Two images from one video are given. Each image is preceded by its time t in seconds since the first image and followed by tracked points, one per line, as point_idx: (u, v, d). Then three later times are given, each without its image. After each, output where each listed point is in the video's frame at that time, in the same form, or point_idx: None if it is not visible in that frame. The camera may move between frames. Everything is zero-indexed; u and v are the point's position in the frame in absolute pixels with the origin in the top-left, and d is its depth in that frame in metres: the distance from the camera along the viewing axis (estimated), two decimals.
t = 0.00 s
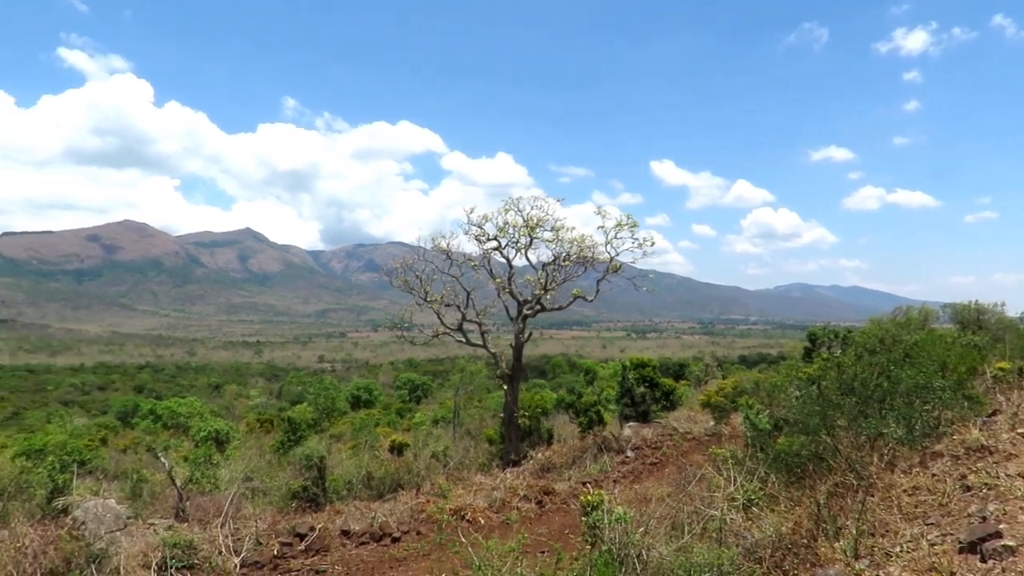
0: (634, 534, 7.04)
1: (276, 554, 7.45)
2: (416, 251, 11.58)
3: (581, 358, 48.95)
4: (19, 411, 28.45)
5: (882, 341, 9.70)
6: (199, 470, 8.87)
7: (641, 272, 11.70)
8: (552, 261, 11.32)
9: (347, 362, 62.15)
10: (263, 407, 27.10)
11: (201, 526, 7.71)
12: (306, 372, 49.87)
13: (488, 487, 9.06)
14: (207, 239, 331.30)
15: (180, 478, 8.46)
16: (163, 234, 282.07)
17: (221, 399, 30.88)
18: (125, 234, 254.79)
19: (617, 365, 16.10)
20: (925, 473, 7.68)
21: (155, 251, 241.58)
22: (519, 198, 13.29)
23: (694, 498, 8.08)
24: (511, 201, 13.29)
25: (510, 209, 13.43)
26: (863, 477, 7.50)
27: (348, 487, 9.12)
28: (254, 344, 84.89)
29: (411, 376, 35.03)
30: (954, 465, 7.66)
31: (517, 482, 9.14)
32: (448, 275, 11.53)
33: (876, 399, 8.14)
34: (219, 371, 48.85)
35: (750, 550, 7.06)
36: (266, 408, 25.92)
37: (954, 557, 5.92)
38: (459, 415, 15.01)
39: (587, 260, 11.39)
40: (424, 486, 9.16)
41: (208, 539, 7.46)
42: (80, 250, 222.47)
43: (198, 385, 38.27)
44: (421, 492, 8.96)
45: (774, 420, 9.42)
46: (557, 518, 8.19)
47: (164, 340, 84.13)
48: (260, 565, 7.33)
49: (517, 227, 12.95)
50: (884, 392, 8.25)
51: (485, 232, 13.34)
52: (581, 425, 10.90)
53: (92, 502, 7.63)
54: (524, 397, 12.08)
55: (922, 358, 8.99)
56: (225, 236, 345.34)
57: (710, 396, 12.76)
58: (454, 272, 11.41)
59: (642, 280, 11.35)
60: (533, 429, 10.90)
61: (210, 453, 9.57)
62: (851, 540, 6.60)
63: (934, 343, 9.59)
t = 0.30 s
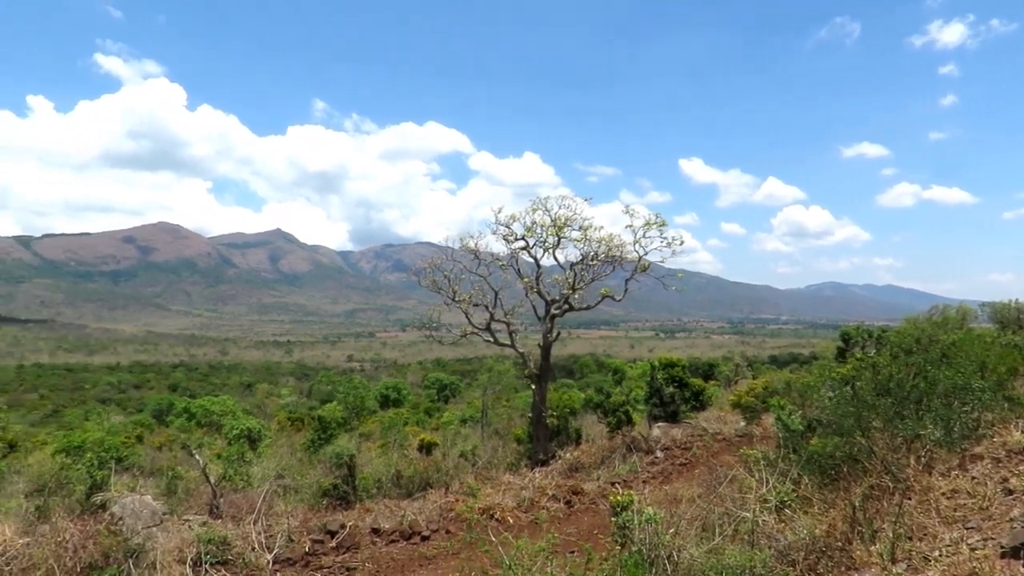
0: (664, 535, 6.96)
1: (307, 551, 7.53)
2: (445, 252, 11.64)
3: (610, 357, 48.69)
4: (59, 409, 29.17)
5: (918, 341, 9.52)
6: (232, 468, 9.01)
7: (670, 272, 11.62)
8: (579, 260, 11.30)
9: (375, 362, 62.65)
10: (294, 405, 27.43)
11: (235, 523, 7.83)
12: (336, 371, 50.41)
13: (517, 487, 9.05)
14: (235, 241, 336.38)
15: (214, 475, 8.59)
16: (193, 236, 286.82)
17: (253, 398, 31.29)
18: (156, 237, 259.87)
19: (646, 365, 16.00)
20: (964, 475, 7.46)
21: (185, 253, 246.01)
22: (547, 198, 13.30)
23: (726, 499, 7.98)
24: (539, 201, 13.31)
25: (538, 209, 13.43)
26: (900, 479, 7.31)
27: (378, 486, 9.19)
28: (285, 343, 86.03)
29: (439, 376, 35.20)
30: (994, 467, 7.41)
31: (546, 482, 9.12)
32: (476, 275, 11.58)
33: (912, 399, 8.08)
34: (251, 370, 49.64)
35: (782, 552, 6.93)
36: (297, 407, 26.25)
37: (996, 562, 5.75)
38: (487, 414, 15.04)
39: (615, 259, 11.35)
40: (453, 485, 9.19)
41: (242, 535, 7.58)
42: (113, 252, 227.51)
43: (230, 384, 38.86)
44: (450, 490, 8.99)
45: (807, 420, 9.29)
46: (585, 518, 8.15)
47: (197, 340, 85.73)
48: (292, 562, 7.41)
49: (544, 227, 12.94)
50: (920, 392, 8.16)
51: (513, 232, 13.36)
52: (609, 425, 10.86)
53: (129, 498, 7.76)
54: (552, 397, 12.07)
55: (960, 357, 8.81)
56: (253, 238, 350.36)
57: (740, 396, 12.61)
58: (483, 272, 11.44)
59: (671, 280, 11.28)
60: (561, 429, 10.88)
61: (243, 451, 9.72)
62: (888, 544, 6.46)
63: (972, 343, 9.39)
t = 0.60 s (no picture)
0: (693, 535, 6.86)
1: (336, 548, 7.61)
2: (470, 251, 11.66)
3: (637, 357, 48.41)
4: (95, 406, 29.88)
5: (953, 342, 9.32)
6: (262, 466, 9.11)
7: (697, 271, 11.50)
8: (605, 259, 11.25)
9: (401, 361, 63.01)
10: (322, 404, 27.72)
11: (264, 520, 7.92)
12: (363, 370, 50.83)
13: (543, 487, 9.03)
14: (261, 242, 340.72)
15: (243, 473, 8.69)
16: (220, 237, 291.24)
17: (282, 396, 31.71)
18: (185, 238, 264.37)
19: (673, 365, 15.88)
20: (1002, 480, 7.20)
21: (213, 254, 249.91)
22: (572, 198, 13.26)
23: (755, 501, 7.87)
24: (565, 201, 13.27)
25: (564, 209, 13.41)
26: (934, 482, 7.04)
27: (404, 484, 9.24)
28: (312, 343, 87.05)
29: (465, 375, 35.30)
30: None
31: (572, 482, 9.08)
32: (502, 274, 11.57)
33: (947, 401, 7.91)
34: (279, 369, 50.26)
35: (813, 556, 6.84)
36: (324, 406, 26.54)
37: None
38: (513, 414, 15.04)
39: (642, 259, 11.27)
40: (479, 484, 9.19)
41: (271, 532, 7.68)
42: (144, 253, 232.05)
43: (259, 383, 39.37)
44: (476, 490, 9.00)
45: (839, 422, 9.16)
46: (612, 519, 8.11)
47: (226, 339, 87.06)
48: (320, 559, 7.48)
49: (570, 226, 12.89)
50: (955, 394, 7.99)
51: (538, 232, 13.33)
52: (635, 425, 10.79)
53: (162, 495, 7.88)
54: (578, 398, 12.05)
55: (997, 358, 8.58)
56: (278, 238, 354.71)
57: (769, 397, 12.46)
58: (508, 272, 11.44)
59: (697, 279, 11.18)
60: (587, 429, 10.83)
61: (273, 449, 9.82)
62: (922, 548, 6.29)
63: (1010, 344, 9.14)
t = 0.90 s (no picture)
0: (719, 537, 6.78)
1: (361, 545, 7.68)
2: (495, 251, 11.66)
3: (663, 357, 48.11)
4: (127, 403, 30.54)
5: (989, 343, 9.10)
6: (289, 463, 9.20)
7: (724, 271, 11.39)
8: (630, 259, 11.20)
9: (426, 360, 63.29)
10: (348, 402, 27.97)
11: (292, 516, 8.00)
12: (389, 369, 51.23)
13: (568, 486, 9.01)
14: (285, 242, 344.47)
15: (271, 469, 8.79)
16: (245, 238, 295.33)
17: (308, 394, 32.11)
18: (211, 238, 268.50)
19: (699, 365, 15.74)
20: None
21: (238, 254, 253.49)
22: (597, 197, 13.19)
23: (783, 503, 7.77)
24: (589, 200, 13.20)
25: (589, 208, 13.33)
26: (969, 487, 6.81)
27: (429, 483, 9.28)
28: (338, 341, 87.93)
29: (489, 374, 35.37)
30: None
31: (597, 482, 9.05)
32: (527, 274, 11.56)
33: (982, 404, 7.60)
34: (306, 367, 50.80)
35: (843, 559, 6.74)
36: (350, 404, 26.78)
37: None
38: (537, 413, 15.02)
39: (667, 258, 11.19)
40: (504, 483, 9.19)
41: (298, 529, 7.76)
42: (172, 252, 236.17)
43: (286, 381, 39.84)
44: (501, 489, 9.00)
45: (870, 424, 9.02)
46: (637, 519, 8.05)
47: (253, 338, 88.30)
48: (347, 555, 7.58)
49: (595, 225, 12.83)
50: (990, 396, 7.71)
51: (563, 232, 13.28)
52: (661, 426, 10.73)
53: (192, 491, 7.98)
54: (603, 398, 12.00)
55: None
56: (304, 238, 359.05)
57: (797, 398, 12.29)
58: (533, 271, 11.43)
59: (724, 279, 11.06)
60: (612, 429, 10.78)
61: (300, 446, 9.92)
62: (956, 552, 6.12)
63: None
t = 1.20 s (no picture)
0: (752, 540, 6.67)
1: (391, 544, 7.72)
2: (523, 251, 11.65)
3: (694, 358, 47.76)
4: (162, 401, 31.20)
5: None
6: (319, 461, 9.29)
7: (754, 270, 11.26)
8: (660, 258, 11.13)
9: (453, 360, 63.53)
10: (377, 402, 28.21)
11: (322, 514, 8.08)
12: (417, 369, 51.57)
13: (596, 487, 8.99)
14: (311, 243, 348.52)
15: (302, 467, 8.87)
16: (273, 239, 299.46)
17: (338, 394, 32.47)
18: (240, 239, 272.64)
19: (729, 365, 15.61)
20: None
21: (267, 254, 257.02)
22: (625, 196, 13.12)
23: (816, 505, 7.64)
24: (618, 199, 13.15)
25: (617, 208, 13.26)
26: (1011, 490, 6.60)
27: (457, 482, 9.32)
28: (366, 341, 88.84)
29: (517, 374, 35.40)
30: None
31: (626, 483, 9.01)
32: (555, 274, 11.54)
33: None
34: (335, 367, 51.37)
35: (879, 563, 6.45)
36: (379, 404, 27.00)
37: None
38: (566, 413, 15.00)
39: (696, 258, 11.10)
40: (532, 483, 9.18)
41: (330, 527, 7.84)
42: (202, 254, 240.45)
43: (317, 381, 40.30)
44: (529, 489, 9.00)
45: (905, 426, 8.86)
46: (667, 520, 7.98)
47: (284, 337, 89.59)
48: (377, 554, 7.62)
49: (624, 225, 12.77)
50: None
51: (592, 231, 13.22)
52: (691, 426, 10.68)
53: (226, 488, 8.09)
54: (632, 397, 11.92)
55: None
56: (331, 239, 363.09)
57: (830, 399, 12.13)
58: (561, 271, 11.40)
59: (754, 279, 10.93)
60: (641, 430, 10.70)
61: (330, 445, 10.02)
62: (1000, 558, 5.87)
63: None
